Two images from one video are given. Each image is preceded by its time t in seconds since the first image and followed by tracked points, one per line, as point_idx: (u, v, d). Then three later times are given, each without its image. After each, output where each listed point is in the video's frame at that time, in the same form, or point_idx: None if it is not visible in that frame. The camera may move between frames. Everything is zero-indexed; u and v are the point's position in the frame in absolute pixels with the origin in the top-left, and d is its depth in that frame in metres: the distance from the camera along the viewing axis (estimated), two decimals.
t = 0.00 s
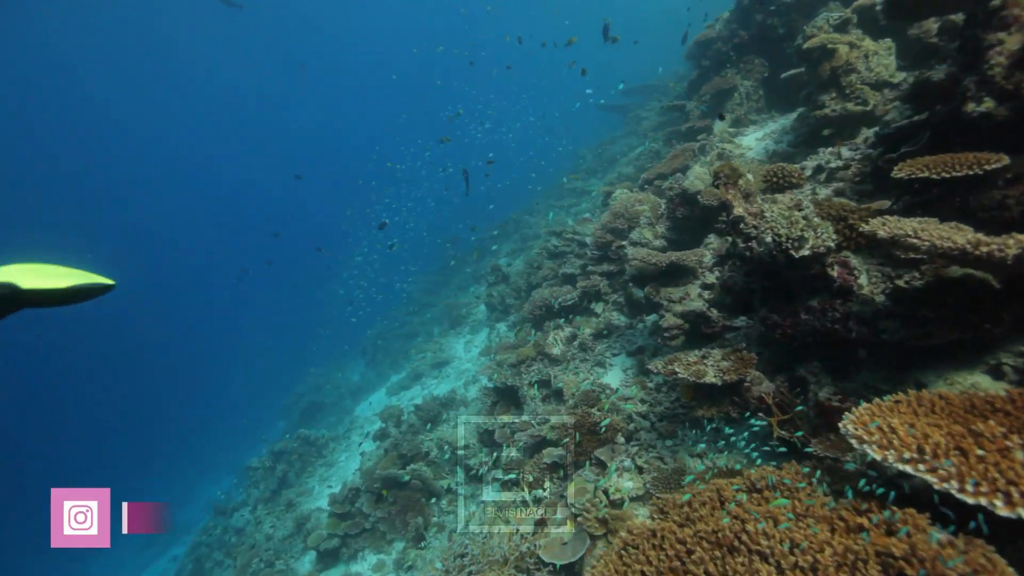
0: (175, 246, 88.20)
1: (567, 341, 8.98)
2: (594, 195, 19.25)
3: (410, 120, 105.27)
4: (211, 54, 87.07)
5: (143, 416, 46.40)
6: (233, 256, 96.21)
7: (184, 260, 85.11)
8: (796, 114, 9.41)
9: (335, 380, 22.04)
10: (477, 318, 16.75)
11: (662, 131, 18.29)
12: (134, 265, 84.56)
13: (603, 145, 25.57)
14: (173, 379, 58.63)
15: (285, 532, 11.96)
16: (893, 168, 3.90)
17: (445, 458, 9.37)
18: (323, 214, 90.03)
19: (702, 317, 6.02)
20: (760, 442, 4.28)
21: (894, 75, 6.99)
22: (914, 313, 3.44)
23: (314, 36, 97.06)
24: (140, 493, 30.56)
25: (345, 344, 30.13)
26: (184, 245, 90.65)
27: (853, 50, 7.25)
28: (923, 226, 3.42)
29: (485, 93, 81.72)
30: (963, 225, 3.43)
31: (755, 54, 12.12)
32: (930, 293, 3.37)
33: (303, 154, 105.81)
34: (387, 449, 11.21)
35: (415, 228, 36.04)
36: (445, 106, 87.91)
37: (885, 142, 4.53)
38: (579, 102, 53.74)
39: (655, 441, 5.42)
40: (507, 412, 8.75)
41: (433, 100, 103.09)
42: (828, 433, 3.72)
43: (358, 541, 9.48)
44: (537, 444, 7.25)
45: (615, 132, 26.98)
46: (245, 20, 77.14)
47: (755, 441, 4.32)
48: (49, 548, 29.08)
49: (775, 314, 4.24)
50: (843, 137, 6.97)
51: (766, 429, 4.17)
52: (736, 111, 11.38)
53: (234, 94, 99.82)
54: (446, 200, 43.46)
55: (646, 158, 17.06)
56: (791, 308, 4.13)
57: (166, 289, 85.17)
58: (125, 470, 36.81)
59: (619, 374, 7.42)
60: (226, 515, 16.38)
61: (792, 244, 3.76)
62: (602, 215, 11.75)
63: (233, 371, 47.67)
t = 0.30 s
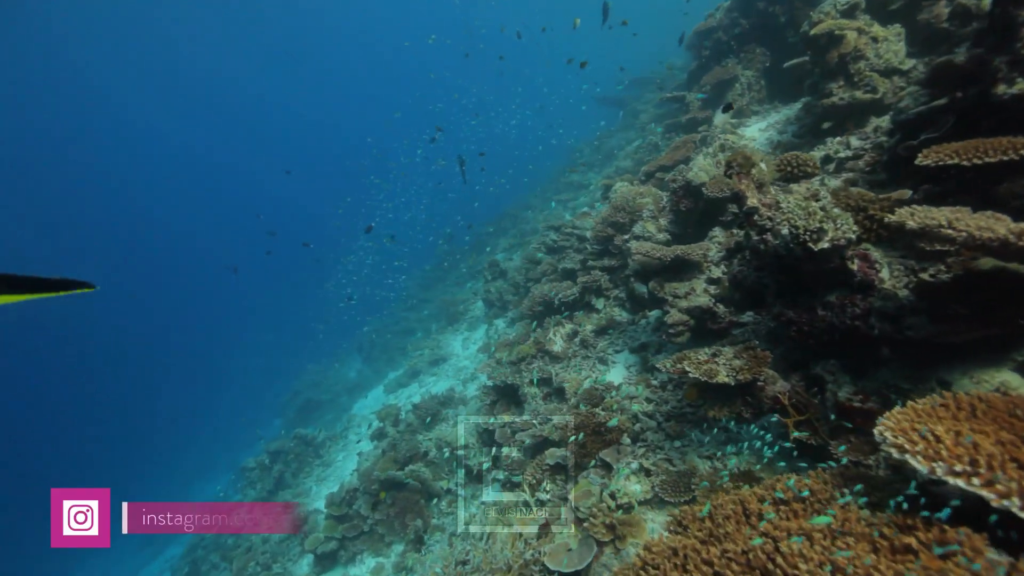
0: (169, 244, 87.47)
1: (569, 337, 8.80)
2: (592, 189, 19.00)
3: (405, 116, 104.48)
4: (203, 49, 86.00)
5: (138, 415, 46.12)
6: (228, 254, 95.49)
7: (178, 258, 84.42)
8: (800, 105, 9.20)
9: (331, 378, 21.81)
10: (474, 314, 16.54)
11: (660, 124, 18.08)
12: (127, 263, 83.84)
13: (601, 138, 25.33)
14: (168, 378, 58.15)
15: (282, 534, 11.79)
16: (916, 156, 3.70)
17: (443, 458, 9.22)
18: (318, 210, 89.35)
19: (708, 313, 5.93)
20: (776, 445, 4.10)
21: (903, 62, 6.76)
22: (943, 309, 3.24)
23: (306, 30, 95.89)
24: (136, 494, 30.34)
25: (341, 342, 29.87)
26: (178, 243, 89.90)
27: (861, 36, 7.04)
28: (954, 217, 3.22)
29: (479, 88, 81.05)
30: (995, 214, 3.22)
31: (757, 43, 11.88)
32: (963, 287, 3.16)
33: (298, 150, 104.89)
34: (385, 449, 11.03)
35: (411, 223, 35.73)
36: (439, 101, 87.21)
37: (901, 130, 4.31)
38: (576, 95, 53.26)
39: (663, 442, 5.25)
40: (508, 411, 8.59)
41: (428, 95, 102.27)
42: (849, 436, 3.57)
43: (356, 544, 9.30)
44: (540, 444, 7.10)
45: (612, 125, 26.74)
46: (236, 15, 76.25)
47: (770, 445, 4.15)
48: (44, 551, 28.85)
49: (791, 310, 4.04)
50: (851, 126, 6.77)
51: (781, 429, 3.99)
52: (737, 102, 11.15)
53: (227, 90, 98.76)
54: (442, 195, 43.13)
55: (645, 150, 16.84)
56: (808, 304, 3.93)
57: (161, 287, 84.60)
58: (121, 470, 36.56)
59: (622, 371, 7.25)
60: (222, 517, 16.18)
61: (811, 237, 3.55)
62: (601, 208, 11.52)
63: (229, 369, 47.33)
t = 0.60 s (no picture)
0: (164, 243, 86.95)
1: (570, 335, 8.61)
2: (591, 184, 18.77)
3: (399, 112, 103.60)
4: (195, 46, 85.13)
5: (135, 415, 45.91)
6: (223, 252, 94.95)
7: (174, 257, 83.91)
8: (805, 95, 9.01)
9: (329, 377, 21.57)
10: (473, 311, 16.33)
11: (659, 117, 17.87)
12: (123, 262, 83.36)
13: (598, 132, 25.10)
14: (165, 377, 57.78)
15: (279, 537, 11.64)
16: (945, 142, 3.47)
17: (443, 459, 9.07)
18: (313, 207, 88.71)
19: (715, 309, 5.75)
20: (797, 450, 3.90)
21: (915, 49, 6.58)
22: (974, 305, 3.04)
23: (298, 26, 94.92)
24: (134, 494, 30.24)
25: (339, 340, 29.65)
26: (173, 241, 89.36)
27: (870, 22, 6.82)
28: (990, 204, 3.02)
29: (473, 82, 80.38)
30: None
31: (758, 33, 11.64)
32: (997, 280, 2.94)
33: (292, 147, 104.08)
34: (384, 450, 10.85)
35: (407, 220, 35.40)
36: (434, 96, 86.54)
37: (923, 116, 4.12)
38: (572, 89, 52.83)
39: (672, 445, 5.07)
40: (508, 411, 8.41)
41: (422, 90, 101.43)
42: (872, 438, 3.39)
43: (355, 547, 9.11)
44: (542, 445, 6.95)
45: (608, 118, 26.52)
46: (228, 10, 75.41)
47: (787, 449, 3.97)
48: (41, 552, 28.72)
49: (809, 306, 3.85)
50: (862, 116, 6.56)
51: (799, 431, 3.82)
52: (739, 92, 10.92)
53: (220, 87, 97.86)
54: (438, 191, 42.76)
55: (644, 144, 16.60)
56: (827, 299, 3.73)
57: (156, 287, 84.16)
58: (118, 471, 36.42)
59: (626, 369, 7.08)
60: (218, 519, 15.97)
61: (832, 229, 3.35)
62: (601, 203, 11.27)
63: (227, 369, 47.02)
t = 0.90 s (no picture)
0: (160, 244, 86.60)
1: (572, 337, 8.38)
2: (590, 183, 18.60)
3: (396, 112, 103.35)
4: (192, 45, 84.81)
5: (130, 416, 45.58)
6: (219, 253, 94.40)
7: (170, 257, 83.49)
8: (810, 92, 8.86)
9: (325, 379, 21.30)
10: (471, 312, 16.10)
11: (660, 116, 17.75)
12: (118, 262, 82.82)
13: (596, 131, 25.00)
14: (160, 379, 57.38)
15: (273, 544, 11.42)
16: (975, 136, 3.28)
17: (442, 466, 8.87)
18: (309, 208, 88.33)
19: (723, 311, 5.56)
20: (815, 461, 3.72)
21: (926, 44, 6.44)
22: (1011, 308, 2.85)
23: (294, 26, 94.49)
24: (129, 496, 29.95)
25: (335, 341, 29.35)
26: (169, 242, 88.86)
27: (881, 16, 6.65)
28: None
29: (470, 82, 80.20)
30: None
31: (760, 30, 11.47)
32: None
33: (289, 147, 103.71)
34: (381, 454, 10.62)
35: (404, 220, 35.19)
36: (431, 97, 86.37)
37: (947, 109, 3.91)
38: (569, 90, 52.73)
39: (681, 453, 4.88)
40: (508, 415, 8.18)
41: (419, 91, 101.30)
42: (898, 449, 3.20)
43: (351, 556, 8.82)
44: (545, 452, 6.75)
45: (607, 118, 26.40)
46: (225, 10, 75.07)
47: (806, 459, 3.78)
48: (33, 554, 28.41)
49: (829, 309, 3.65)
50: (872, 113, 6.40)
51: (819, 442, 3.62)
52: (741, 90, 10.74)
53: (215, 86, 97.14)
54: (436, 192, 42.54)
55: (644, 143, 16.44)
56: (849, 301, 3.54)
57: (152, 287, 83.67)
58: (113, 472, 36.09)
59: (630, 374, 6.88)
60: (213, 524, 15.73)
61: (857, 227, 3.14)
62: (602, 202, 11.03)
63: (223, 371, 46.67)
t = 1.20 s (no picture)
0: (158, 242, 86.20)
1: (574, 338, 8.17)
2: (591, 181, 18.43)
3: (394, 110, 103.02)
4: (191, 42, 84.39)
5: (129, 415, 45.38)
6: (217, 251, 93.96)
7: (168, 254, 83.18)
8: (819, 87, 8.68)
9: (323, 378, 21.09)
10: (470, 311, 15.90)
11: (661, 114, 17.60)
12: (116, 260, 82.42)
13: (596, 129, 24.86)
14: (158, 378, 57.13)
15: (270, 548, 11.27)
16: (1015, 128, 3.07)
17: (442, 470, 8.68)
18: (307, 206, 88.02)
19: (733, 312, 5.37)
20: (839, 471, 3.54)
21: (942, 36, 6.26)
22: None
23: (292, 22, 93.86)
24: (129, 496, 29.82)
25: (334, 341, 29.19)
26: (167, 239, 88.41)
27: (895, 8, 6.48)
28: None
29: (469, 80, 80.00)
30: None
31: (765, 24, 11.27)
32: None
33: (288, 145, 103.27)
34: (380, 457, 10.41)
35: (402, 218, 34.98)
36: (429, 95, 86.08)
37: (976, 100, 3.74)
38: (568, 87, 52.50)
39: (692, 459, 4.70)
40: (509, 417, 7.99)
41: (417, 89, 100.96)
42: (929, 461, 3.04)
43: (348, 561, 8.61)
44: (548, 457, 6.57)
45: (606, 116, 26.25)
46: (223, 7, 74.66)
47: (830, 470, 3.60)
48: (34, 553, 28.28)
49: (854, 312, 3.44)
50: (886, 107, 6.21)
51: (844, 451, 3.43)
52: (747, 86, 10.55)
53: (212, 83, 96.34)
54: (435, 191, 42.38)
55: (645, 140, 16.28)
56: (875, 303, 3.33)
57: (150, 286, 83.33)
58: (112, 471, 35.89)
59: (636, 376, 6.70)
60: (210, 526, 15.56)
61: (888, 225, 2.92)
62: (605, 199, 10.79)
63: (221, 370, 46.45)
